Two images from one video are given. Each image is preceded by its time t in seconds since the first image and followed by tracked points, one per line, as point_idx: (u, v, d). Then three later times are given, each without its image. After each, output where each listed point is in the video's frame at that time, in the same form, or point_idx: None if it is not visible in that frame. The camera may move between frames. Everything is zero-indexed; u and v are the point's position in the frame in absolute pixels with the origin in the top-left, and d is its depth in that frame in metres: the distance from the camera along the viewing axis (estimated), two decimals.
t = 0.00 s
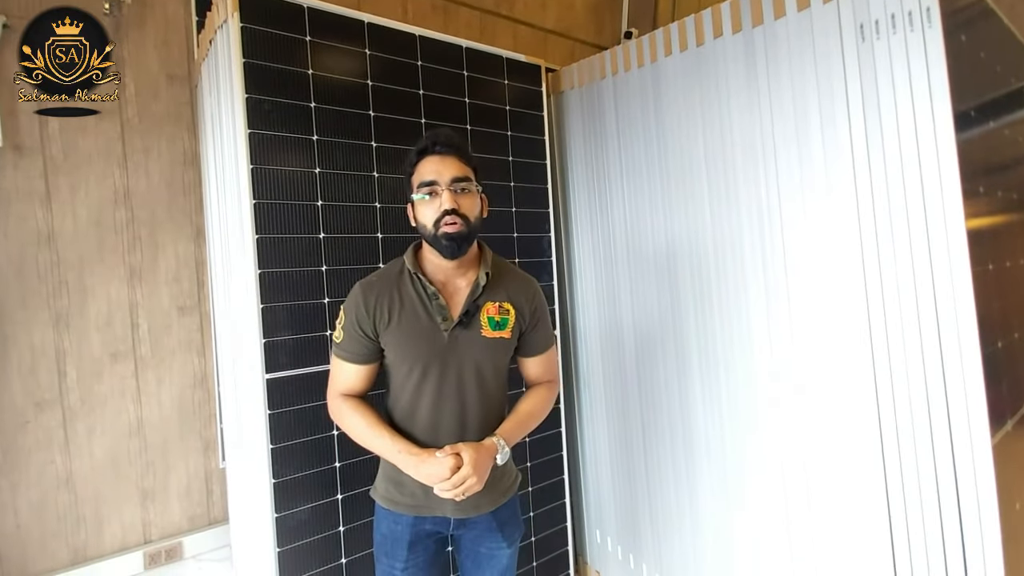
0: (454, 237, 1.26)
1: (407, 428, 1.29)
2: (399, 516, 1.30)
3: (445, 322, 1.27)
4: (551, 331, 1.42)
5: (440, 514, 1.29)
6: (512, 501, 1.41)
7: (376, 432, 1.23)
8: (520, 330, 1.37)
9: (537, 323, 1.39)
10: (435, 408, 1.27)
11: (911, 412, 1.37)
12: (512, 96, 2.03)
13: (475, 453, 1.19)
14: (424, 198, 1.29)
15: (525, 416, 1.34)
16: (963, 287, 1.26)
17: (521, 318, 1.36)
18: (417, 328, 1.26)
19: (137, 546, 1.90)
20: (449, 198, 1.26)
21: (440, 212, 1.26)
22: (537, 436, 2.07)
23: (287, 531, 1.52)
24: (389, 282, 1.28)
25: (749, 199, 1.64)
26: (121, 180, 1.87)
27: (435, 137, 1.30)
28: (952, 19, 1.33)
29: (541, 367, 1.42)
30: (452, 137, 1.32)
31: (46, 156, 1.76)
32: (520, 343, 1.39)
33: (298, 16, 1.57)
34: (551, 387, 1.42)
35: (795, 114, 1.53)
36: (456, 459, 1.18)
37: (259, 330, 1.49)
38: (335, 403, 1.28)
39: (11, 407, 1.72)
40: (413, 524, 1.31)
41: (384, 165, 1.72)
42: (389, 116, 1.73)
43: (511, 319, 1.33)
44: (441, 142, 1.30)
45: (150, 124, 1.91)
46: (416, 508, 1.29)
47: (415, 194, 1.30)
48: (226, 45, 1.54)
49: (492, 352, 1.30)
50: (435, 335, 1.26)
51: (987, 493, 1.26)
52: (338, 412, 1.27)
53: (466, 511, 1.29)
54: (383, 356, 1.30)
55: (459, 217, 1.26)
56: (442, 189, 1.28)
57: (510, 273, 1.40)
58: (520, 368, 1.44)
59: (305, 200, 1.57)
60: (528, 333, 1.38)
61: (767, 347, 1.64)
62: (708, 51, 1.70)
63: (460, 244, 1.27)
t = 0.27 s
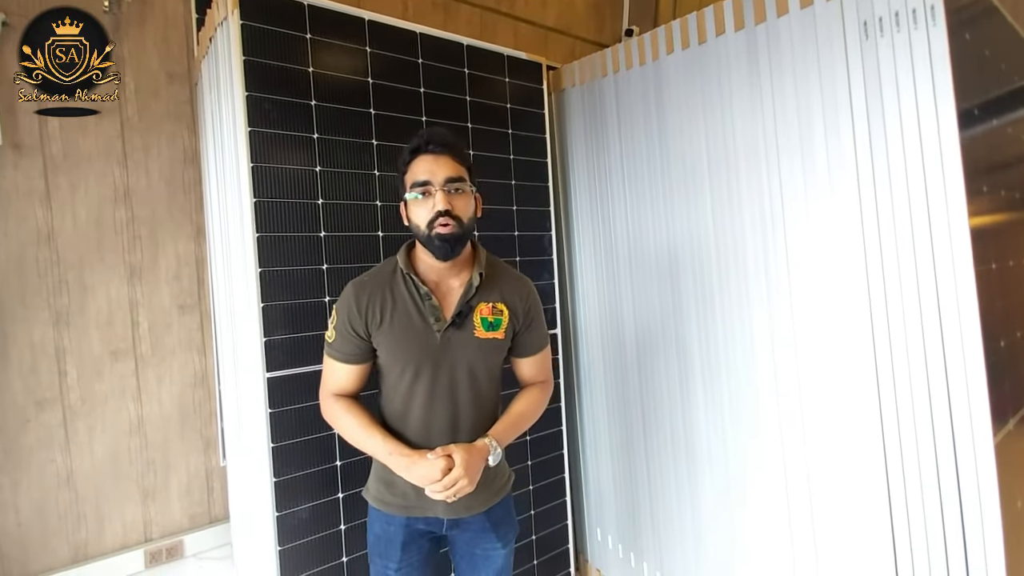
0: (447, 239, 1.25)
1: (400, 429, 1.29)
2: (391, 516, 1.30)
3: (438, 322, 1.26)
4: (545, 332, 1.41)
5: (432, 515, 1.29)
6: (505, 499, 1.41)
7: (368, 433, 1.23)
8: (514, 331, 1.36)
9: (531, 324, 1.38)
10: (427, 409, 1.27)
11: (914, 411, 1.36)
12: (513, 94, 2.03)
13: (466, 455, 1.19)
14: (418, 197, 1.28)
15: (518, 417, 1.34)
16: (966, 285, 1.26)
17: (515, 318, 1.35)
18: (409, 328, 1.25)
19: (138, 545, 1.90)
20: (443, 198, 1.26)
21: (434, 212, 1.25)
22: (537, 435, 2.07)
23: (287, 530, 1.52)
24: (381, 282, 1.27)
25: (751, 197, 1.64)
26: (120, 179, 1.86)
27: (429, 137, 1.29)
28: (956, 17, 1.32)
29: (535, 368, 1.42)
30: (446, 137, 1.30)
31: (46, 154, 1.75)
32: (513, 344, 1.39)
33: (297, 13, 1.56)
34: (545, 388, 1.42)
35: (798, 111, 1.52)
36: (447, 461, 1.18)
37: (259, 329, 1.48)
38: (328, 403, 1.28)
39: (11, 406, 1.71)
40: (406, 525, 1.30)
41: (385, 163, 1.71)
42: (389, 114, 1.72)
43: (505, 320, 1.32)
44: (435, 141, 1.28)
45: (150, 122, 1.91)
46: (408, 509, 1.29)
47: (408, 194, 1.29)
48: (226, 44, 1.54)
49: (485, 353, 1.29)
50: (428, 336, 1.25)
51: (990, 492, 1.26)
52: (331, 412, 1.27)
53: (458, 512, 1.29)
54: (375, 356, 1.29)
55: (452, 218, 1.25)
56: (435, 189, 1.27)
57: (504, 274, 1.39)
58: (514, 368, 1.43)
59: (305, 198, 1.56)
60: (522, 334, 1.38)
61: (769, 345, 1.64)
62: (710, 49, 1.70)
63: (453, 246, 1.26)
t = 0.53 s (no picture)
0: (444, 241, 1.25)
1: (396, 430, 1.29)
2: (387, 519, 1.30)
3: (435, 324, 1.26)
4: (542, 334, 1.41)
5: (427, 518, 1.30)
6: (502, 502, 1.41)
7: (365, 435, 1.23)
8: (510, 332, 1.36)
9: (527, 326, 1.38)
10: (423, 410, 1.27)
11: (915, 411, 1.37)
12: (514, 95, 2.03)
13: (462, 455, 1.20)
14: (414, 199, 1.28)
15: (514, 421, 1.34)
16: (967, 286, 1.26)
17: (511, 320, 1.35)
18: (405, 330, 1.25)
19: (139, 545, 1.91)
20: (440, 201, 1.25)
21: (430, 215, 1.25)
22: (537, 436, 2.07)
23: (288, 531, 1.52)
24: (378, 283, 1.28)
25: (752, 198, 1.64)
26: (122, 179, 1.86)
27: (426, 139, 1.29)
28: (957, 18, 1.33)
29: (532, 371, 1.42)
30: (442, 139, 1.30)
31: (47, 155, 1.76)
32: (510, 346, 1.39)
33: (299, 14, 1.56)
34: (541, 392, 1.42)
35: (799, 112, 1.53)
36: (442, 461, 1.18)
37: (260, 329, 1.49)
38: (324, 404, 1.28)
39: (13, 406, 1.72)
40: (403, 528, 1.31)
41: (386, 165, 1.72)
42: (390, 115, 1.72)
43: (501, 321, 1.33)
44: (431, 143, 1.28)
45: (151, 123, 1.91)
46: (403, 512, 1.29)
47: (405, 196, 1.29)
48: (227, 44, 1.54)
49: (481, 354, 1.30)
50: (424, 337, 1.25)
51: (990, 494, 1.26)
52: (327, 413, 1.27)
53: (454, 515, 1.29)
54: (372, 357, 1.29)
55: (449, 221, 1.25)
56: (432, 192, 1.26)
57: (501, 275, 1.39)
58: (511, 371, 1.43)
59: (307, 199, 1.57)
60: (519, 336, 1.38)
61: (770, 346, 1.64)
62: (711, 50, 1.70)
63: (450, 248, 1.27)
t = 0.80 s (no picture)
0: (444, 242, 1.25)
1: (395, 429, 1.29)
2: (386, 521, 1.30)
3: (434, 323, 1.26)
4: (541, 335, 1.41)
5: (425, 519, 1.29)
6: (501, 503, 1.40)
7: (364, 434, 1.23)
8: (510, 332, 1.36)
9: (527, 326, 1.38)
10: (423, 409, 1.27)
11: (919, 412, 1.36)
12: (516, 95, 2.03)
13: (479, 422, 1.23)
14: (414, 200, 1.28)
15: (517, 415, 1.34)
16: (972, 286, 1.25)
17: (511, 319, 1.35)
18: (405, 328, 1.25)
19: (141, 545, 1.91)
20: (439, 202, 1.25)
21: (430, 216, 1.25)
22: (539, 436, 2.07)
23: (291, 531, 1.52)
24: (378, 282, 1.28)
25: (755, 198, 1.64)
26: (125, 179, 1.87)
27: (424, 140, 1.29)
28: (961, 18, 1.32)
29: (531, 370, 1.42)
30: (441, 140, 1.30)
31: (51, 155, 1.76)
32: (510, 346, 1.39)
33: (302, 14, 1.56)
34: (542, 392, 1.42)
35: (803, 113, 1.52)
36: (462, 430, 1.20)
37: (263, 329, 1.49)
38: (324, 403, 1.28)
39: (15, 406, 1.72)
40: (401, 529, 1.31)
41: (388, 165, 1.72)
42: (393, 115, 1.73)
43: (501, 321, 1.32)
44: (430, 144, 1.28)
45: (154, 123, 1.91)
46: (400, 513, 1.28)
47: (404, 197, 1.29)
48: (230, 44, 1.54)
49: (481, 354, 1.29)
50: (424, 336, 1.25)
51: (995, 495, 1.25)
52: (327, 412, 1.27)
53: (452, 516, 1.28)
54: (372, 357, 1.29)
55: (449, 222, 1.25)
56: (431, 193, 1.26)
57: (501, 275, 1.39)
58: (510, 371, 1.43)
59: (310, 199, 1.57)
60: (519, 336, 1.38)
61: (774, 346, 1.64)
62: (714, 49, 1.70)
63: (450, 249, 1.26)
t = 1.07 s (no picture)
0: (450, 243, 1.25)
1: (400, 430, 1.29)
2: (392, 521, 1.31)
3: (439, 323, 1.26)
4: (545, 335, 1.41)
5: (431, 520, 1.29)
6: (507, 504, 1.41)
7: (369, 434, 1.24)
8: (515, 332, 1.37)
9: (531, 326, 1.39)
10: (427, 409, 1.28)
11: (928, 413, 1.36)
12: (522, 96, 2.04)
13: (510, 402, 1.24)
14: (419, 202, 1.28)
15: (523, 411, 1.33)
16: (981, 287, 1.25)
17: (516, 320, 1.36)
18: (410, 329, 1.25)
19: (150, 543, 1.93)
20: (444, 204, 1.26)
21: (435, 218, 1.25)
22: (544, 437, 2.07)
23: (298, 530, 1.53)
24: (383, 283, 1.28)
25: (762, 198, 1.64)
26: (134, 181, 1.88)
27: (428, 142, 1.29)
28: (970, 17, 1.32)
29: (535, 371, 1.42)
30: (445, 141, 1.30)
31: (61, 157, 1.78)
32: (514, 346, 1.39)
33: (309, 17, 1.57)
34: (547, 390, 1.41)
35: (810, 114, 1.52)
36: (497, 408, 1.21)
37: (271, 330, 1.50)
38: (330, 404, 1.28)
39: (27, 406, 1.74)
40: (407, 530, 1.31)
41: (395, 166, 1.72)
42: (399, 117, 1.73)
43: (506, 321, 1.33)
44: (434, 146, 1.29)
45: (163, 125, 1.93)
46: (406, 513, 1.29)
47: (410, 199, 1.29)
48: (238, 47, 1.55)
49: (485, 354, 1.30)
50: (429, 336, 1.26)
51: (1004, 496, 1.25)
52: (332, 413, 1.28)
53: (457, 517, 1.29)
54: (377, 357, 1.30)
55: (454, 224, 1.26)
56: (436, 195, 1.27)
57: (506, 276, 1.39)
58: (514, 372, 1.44)
59: (317, 201, 1.58)
60: (523, 336, 1.38)
61: (781, 346, 1.63)
62: (721, 50, 1.70)
63: (456, 249, 1.26)
